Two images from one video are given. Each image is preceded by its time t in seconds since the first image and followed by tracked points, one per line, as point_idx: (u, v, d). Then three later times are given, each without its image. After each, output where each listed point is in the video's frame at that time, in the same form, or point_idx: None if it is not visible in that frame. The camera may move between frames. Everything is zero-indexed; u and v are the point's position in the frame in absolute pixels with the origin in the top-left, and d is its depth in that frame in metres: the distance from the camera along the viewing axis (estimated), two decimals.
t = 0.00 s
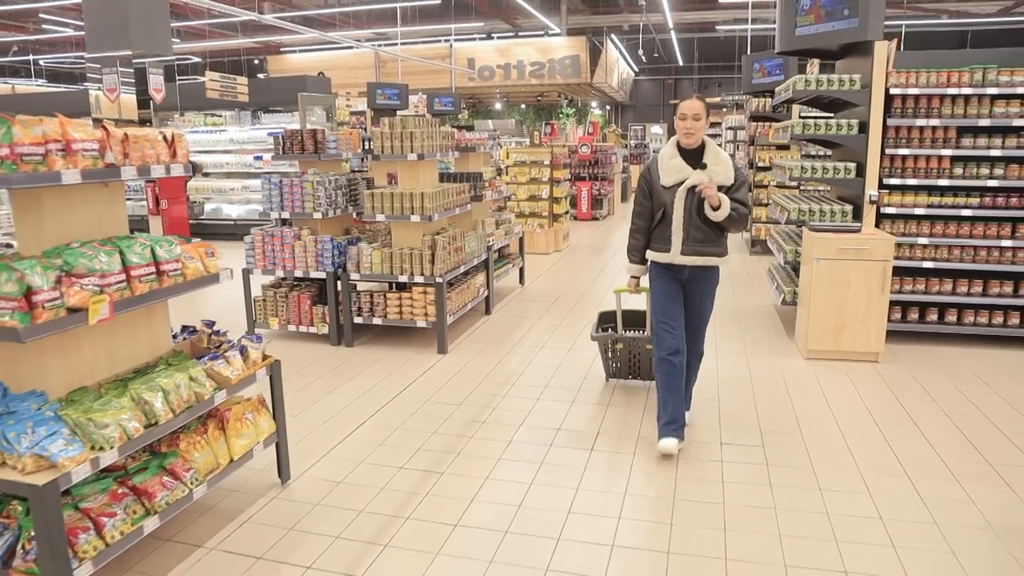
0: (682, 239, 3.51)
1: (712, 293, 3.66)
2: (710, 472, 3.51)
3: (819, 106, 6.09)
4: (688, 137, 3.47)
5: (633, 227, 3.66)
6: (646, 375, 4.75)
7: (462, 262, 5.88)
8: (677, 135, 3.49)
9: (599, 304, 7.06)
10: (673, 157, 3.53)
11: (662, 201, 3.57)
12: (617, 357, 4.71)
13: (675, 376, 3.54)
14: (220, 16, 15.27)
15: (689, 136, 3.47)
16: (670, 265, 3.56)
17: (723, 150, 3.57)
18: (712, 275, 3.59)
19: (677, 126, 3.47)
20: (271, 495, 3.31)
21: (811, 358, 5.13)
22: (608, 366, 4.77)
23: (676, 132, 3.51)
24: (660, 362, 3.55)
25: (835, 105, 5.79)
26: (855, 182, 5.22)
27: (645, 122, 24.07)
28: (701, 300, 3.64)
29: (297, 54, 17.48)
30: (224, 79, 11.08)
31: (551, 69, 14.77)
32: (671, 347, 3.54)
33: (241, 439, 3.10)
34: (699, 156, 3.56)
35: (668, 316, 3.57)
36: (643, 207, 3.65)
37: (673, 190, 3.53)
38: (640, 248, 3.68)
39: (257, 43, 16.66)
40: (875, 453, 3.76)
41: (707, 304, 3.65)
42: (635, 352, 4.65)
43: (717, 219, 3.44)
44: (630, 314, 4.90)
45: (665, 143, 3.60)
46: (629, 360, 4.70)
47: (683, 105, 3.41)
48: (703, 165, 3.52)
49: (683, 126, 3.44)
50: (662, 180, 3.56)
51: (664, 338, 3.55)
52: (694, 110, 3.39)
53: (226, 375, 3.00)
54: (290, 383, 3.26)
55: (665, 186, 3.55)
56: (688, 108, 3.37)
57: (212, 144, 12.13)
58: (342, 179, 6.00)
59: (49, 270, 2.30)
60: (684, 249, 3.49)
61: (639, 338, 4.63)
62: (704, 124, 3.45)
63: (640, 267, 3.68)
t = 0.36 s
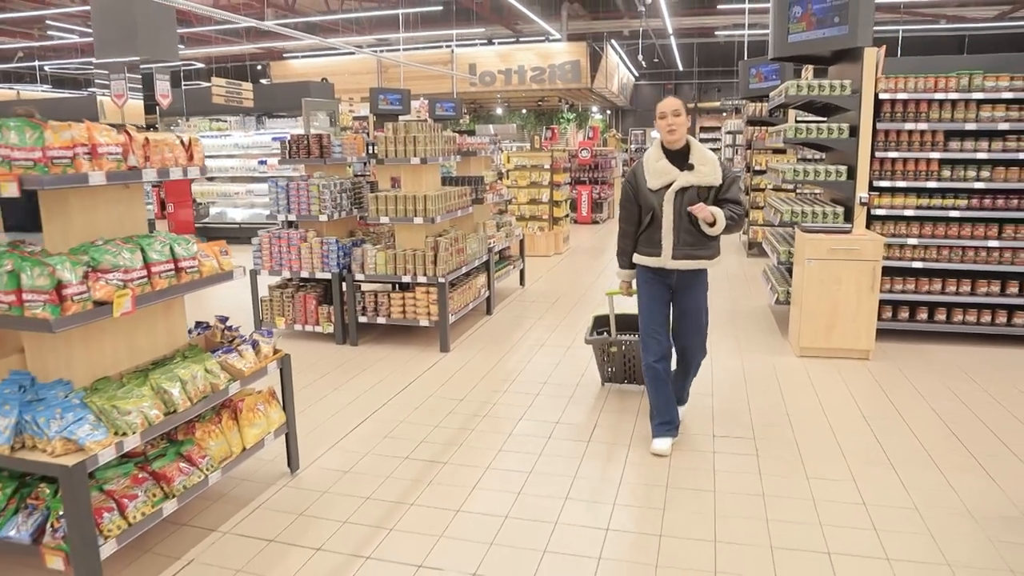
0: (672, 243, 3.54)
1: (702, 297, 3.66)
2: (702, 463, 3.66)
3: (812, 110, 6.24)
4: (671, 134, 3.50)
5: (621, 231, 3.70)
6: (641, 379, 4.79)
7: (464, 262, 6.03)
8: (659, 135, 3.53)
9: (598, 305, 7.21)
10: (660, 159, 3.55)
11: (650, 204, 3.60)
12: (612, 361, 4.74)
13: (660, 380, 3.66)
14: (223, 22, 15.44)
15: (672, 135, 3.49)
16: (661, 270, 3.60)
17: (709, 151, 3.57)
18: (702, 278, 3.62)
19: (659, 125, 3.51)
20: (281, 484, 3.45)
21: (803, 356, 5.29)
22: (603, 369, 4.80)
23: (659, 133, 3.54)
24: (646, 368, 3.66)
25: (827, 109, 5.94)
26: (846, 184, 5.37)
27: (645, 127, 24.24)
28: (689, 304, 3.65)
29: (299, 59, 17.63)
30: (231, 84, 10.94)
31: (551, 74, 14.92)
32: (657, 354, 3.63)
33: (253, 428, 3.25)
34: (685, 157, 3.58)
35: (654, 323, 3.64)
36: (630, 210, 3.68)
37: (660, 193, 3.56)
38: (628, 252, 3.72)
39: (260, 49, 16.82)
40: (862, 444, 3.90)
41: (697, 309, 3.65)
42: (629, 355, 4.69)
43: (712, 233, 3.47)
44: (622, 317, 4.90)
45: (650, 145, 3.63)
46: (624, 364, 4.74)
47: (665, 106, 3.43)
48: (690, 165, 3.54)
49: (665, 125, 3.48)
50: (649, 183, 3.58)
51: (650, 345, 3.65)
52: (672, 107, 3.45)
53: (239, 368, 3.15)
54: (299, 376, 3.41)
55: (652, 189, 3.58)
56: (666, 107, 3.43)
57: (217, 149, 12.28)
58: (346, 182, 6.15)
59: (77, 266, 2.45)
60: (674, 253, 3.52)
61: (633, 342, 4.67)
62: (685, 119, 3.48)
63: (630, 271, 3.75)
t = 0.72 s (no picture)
0: (659, 246, 3.55)
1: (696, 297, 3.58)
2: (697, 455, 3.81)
3: (807, 114, 6.39)
4: (663, 138, 3.49)
5: (613, 233, 3.74)
6: (634, 386, 4.67)
7: (467, 262, 6.18)
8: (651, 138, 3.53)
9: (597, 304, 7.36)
10: (649, 163, 3.57)
11: (639, 208, 3.63)
12: (604, 369, 4.62)
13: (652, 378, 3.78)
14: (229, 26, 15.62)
15: (663, 138, 3.48)
16: (650, 273, 3.63)
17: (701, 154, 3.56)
18: (695, 281, 3.57)
19: (652, 128, 3.51)
20: (293, 472, 3.60)
21: (797, 353, 5.44)
22: (596, 378, 4.69)
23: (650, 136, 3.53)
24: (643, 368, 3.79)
25: (822, 114, 6.10)
26: (840, 186, 5.50)
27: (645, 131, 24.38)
28: (682, 305, 3.57)
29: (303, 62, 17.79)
30: (237, 88, 10.95)
31: (553, 78, 15.04)
32: (649, 355, 3.75)
33: (268, 418, 3.40)
34: (675, 160, 3.56)
35: (648, 324, 3.72)
36: (622, 212, 3.71)
37: (649, 196, 3.58)
38: (620, 253, 3.75)
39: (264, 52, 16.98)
40: (851, 437, 4.05)
41: (689, 310, 3.56)
42: (620, 363, 4.55)
43: (699, 239, 3.44)
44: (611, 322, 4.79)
45: (643, 149, 3.65)
46: (616, 372, 4.61)
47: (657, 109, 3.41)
48: (679, 169, 3.52)
49: (657, 127, 3.47)
50: (638, 186, 3.60)
51: (643, 347, 3.76)
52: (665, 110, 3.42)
53: (256, 360, 3.31)
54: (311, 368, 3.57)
55: (641, 193, 3.59)
56: (658, 109, 3.41)
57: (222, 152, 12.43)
58: (353, 184, 6.31)
59: (107, 261, 2.61)
60: (661, 256, 3.52)
61: (625, 350, 4.50)
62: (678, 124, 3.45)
63: (620, 274, 3.75)
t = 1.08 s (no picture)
0: (660, 254, 3.40)
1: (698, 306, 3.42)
2: (699, 448, 3.94)
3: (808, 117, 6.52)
4: (672, 144, 3.39)
5: (615, 240, 3.61)
6: (636, 392, 4.59)
7: (474, 262, 6.31)
8: (658, 145, 3.43)
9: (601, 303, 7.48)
10: (653, 169, 3.44)
11: (642, 215, 3.50)
12: (605, 375, 4.54)
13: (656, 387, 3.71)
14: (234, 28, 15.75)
15: (672, 145, 3.39)
16: (651, 282, 3.48)
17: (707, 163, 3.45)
18: (698, 290, 3.43)
19: (660, 134, 3.40)
20: (309, 462, 3.74)
21: (796, 351, 5.57)
22: (597, 384, 4.61)
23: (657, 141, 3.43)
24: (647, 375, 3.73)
25: (822, 117, 6.23)
26: (840, 188, 5.62)
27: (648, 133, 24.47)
28: (682, 315, 3.42)
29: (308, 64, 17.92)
30: (246, 90, 10.76)
31: (556, 80, 15.11)
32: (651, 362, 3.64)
33: (286, 409, 3.54)
34: (680, 168, 3.44)
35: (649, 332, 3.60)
36: (625, 219, 3.58)
37: (651, 204, 3.46)
38: (622, 262, 3.60)
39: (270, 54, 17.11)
40: (850, 430, 4.18)
41: (690, 321, 3.40)
42: (622, 369, 4.47)
43: (702, 249, 3.31)
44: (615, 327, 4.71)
45: (648, 155, 3.53)
46: (617, 377, 4.54)
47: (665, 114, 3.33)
48: (684, 177, 3.41)
49: (667, 133, 3.38)
50: (641, 193, 3.48)
51: (643, 354, 3.66)
52: (676, 116, 3.34)
53: (274, 353, 3.44)
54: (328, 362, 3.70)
55: (644, 199, 3.48)
56: (670, 114, 3.33)
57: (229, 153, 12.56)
58: (362, 185, 6.44)
59: (139, 256, 2.75)
60: (661, 265, 3.39)
61: (627, 355, 4.44)
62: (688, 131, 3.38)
63: (623, 283, 3.60)
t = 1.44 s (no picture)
0: (665, 252, 3.46)
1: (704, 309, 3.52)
2: (700, 438, 4.10)
3: (807, 119, 6.67)
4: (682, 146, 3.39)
5: (621, 237, 3.66)
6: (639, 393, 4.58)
7: (480, 261, 6.46)
8: (668, 144, 3.44)
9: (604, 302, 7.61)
10: (660, 166, 3.47)
11: (647, 213, 3.53)
12: (608, 376, 4.53)
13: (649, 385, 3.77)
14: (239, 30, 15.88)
15: (681, 147, 3.40)
16: (656, 280, 3.54)
17: (715, 161, 3.47)
18: (702, 290, 3.50)
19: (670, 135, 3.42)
20: (326, 451, 3.89)
21: (795, 346, 5.71)
22: (599, 385, 4.60)
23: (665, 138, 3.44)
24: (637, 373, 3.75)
25: (822, 119, 6.38)
26: (837, 188, 5.81)
27: (649, 133, 24.61)
28: (687, 316, 3.53)
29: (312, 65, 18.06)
30: (253, 92, 10.88)
31: (558, 81, 15.24)
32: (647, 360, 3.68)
33: (305, 400, 3.69)
34: (687, 166, 3.49)
35: (646, 332, 3.62)
36: (631, 217, 3.62)
37: (657, 201, 3.49)
38: (628, 259, 3.66)
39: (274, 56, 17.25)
40: (845, 421, 4.34)
41: (695, 322, 3.51)
42: (625, 369, 4.46)
43: (708, 247, 3.37)
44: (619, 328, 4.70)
45: (656, 152, 3.56)
46: (620, 378, 4.53)
47: (676, 115, 3.34)
48: (692, 175, 3.44)
49: (678, 136, 3.38)
50: (648, 191, 3.51)
51: (640, 352, 3.67)
52: (689, 121, 3.35)
53: (294, 346, 3.60)
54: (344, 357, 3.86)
55: (650, 197, 3.51)
56: (682, 117, 3.33)
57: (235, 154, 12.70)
58: (371, 185, 6.59)
59: (170, 253, 2.90)
60: (666, 263, 3.45)
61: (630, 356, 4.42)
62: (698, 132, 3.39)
63: (628, 279, 3.67)
